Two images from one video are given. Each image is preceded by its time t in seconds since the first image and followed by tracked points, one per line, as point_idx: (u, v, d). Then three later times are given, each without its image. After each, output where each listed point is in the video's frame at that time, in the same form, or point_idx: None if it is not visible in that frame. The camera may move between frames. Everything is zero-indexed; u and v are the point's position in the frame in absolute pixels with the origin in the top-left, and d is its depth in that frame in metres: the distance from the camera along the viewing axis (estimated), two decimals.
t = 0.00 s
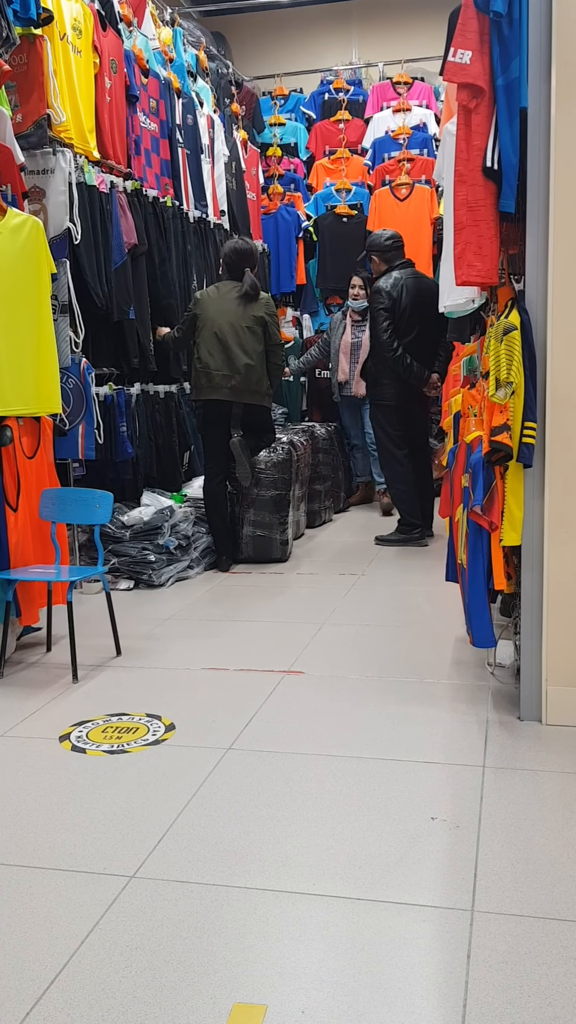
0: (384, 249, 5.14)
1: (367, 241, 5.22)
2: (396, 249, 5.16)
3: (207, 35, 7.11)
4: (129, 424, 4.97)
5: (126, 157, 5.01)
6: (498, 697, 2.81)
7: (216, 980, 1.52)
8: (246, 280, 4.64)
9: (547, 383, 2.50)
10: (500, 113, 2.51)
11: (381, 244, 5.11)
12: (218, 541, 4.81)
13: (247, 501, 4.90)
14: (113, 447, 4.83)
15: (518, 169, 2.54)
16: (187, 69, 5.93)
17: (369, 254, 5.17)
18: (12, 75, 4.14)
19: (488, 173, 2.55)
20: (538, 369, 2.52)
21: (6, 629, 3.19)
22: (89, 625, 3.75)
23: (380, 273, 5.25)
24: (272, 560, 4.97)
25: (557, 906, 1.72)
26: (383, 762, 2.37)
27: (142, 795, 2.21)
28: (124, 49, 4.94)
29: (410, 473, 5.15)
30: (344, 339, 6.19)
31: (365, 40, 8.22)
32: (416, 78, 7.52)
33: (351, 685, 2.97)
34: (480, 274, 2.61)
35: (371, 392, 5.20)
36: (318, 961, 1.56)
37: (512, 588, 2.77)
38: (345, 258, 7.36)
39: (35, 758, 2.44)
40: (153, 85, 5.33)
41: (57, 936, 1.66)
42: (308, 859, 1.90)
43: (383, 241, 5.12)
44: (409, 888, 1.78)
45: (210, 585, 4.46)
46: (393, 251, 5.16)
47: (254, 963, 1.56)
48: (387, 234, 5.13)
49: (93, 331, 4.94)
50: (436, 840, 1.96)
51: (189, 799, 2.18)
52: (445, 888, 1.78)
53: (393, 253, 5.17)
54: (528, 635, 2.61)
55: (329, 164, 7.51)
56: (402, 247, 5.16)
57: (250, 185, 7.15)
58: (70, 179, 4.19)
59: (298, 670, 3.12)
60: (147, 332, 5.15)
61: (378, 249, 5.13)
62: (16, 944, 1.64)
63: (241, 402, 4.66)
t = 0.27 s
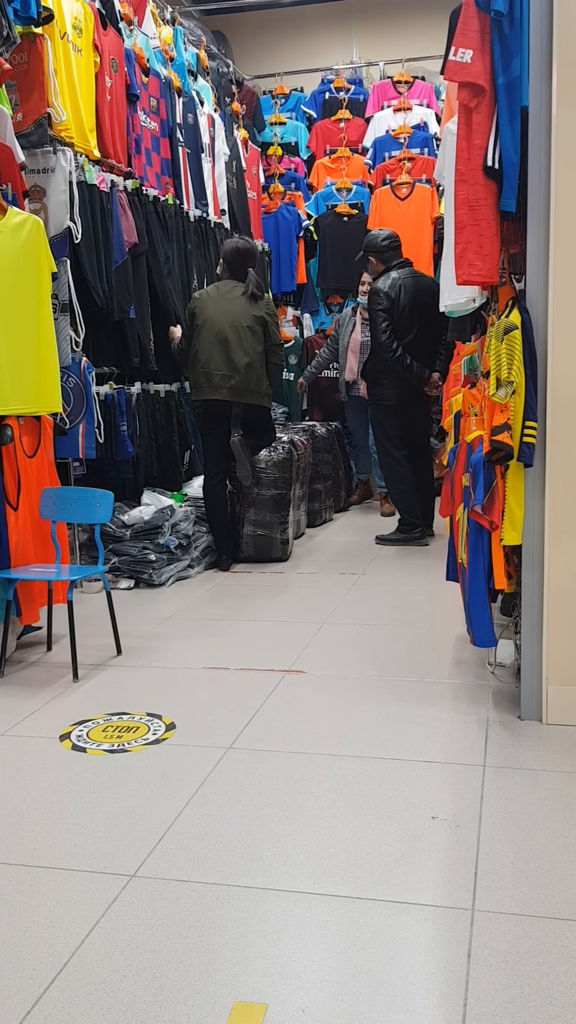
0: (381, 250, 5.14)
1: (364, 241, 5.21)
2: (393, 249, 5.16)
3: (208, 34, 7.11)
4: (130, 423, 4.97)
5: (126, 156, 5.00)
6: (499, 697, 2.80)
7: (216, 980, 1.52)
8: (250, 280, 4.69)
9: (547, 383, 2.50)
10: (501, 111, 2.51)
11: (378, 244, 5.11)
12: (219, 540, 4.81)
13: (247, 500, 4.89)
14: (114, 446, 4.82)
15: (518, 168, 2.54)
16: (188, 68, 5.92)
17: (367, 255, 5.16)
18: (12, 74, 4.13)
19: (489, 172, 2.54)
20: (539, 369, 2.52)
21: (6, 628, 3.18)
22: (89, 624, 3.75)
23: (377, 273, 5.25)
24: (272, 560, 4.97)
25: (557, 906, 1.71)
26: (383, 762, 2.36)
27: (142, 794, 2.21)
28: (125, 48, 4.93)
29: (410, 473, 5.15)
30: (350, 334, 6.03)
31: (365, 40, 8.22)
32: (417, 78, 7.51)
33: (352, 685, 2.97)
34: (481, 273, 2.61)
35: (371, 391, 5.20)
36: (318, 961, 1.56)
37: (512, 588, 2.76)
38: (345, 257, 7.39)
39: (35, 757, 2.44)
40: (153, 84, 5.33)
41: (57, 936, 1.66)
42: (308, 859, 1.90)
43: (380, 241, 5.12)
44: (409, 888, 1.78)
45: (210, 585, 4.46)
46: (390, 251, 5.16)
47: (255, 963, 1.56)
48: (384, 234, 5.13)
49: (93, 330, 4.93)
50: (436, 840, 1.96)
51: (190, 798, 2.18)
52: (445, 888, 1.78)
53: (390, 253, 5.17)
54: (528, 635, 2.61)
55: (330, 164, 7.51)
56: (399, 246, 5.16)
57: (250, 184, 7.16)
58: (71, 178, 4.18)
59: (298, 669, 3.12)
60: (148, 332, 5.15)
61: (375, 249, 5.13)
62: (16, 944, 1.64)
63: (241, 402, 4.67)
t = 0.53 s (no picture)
0: (378, 250, 5.15)
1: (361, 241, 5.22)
2: (391, 250, 5.16)
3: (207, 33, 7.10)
4: (129, 423, 4.96)
5: (125, 156, 5.00)
6: (498, 697, 2.80)
7: (214, 980, 1.52)
8: (249, 280, 4.69)
9: (546, 383, 2.50)
10: (500, 111, 2.51)
11: (375, 245, 5.12)
12: (218, 540, 4.81)
13: (246, 500, 4.89)
14: (113, 446, 4.82)
15: (518, 168, 2.54)
16: (187, 67, 5.91)
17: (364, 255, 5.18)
18: (11, 73, 4.13)
19: (488, 171, 2.54)
20: (538, 369, 2.53)
21: (5, 627, 3.18)
22: (88, 624, 3.75)
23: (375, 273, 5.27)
24: (271, 560, 4.97)
25: (556, 906, 1.71)
26: (382, 761, 2.37)
27: (141, 793, 2.21)
28: (124, 47, 4.93)
29: (409, 472, 5.14)
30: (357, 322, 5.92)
31: (365, 39, 8.21)
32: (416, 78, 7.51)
33: (350, 684, 2.96)
34: (480, 273, 2.60)
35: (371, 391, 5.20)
36: (316, 961, 1.56)
37: (511, 587, 2.77)
38: (345, 257, 7.39)
39: (33, 757, 2.43)
40: (152, 83, 5.33)
41: (56, 935, 1.66)
42: (307, 859, 1.89)
43: (377, 241, 5.13)
44: (407, 888, 1.78)
45: (209, 584, 4.46)
46: (387, 252, 5.17)
47: (254, 962, 1.56)
48: (381, 234, 5.14)
49: (92, 331, 4.89)
50: (435, 840, 1.96)
51: (188, 798, 2.18)
52: (443, 888, 1.78)
53: (388, 252, 5.18)
54: (528, 634, 2.61)
55: (329, 164, 7.52)
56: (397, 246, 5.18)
57: (249, 184, 7.15)
58: (70, 178, 4.18)
59: (297, 669, 3.12)
60: (146, 331, 5.14)
61: (373, 249, 5.14)
62: (15, 944, 1.64)
63: (240, 402, 4.68)
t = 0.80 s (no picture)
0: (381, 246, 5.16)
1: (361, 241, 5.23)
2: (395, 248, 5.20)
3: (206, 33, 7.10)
4: (128, 423, 4.96)
5: (124, 155, 5.00)
6: (497, 697, 2.80)
7: (213, 980, 1.52)
8: (247, 280, 4.69)
9: (546, 382, 2.50)
10: (499, 109, 2.51)
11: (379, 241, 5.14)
12: (217, 540, 4.81)
13: (245, 500, 4.89)
14: (112, 445, 4.82)
15: (516, 166, 2.54)
16: (186, 66, 5.90)
17: (367, 250, 5.19)
18: (9, 72, 4.13)
19: (486, 170, 2.54)
20: (537, 368, 2.53)
21: (4, 627, 3.18)
22: (87, 624, 3.75)
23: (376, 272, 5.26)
24: (270, 559, 4.97)
25: (556, 905, 1.71)
26: (381, 760, 2.37)
27: (141, 793, 2.21)
28: (123, 46, 4.93)
29: (409, 472, 5.14)
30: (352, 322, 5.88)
31: (363, 38, 8.21)
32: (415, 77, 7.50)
33: (350, 684, 2.96)
34: (479, 271, 2.60)
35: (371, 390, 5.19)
36: (315, 960, 1.56)
37: (511, 586, 2.79)
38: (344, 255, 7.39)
39: (33, 757, 2.43)
40: (151, 82, 5.33)
41: (55, 935, 1.66)
42: (306, 859, 1.89)
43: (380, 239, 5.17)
44: (407, 887, 1.78)
45: (208, 584, 4.46)
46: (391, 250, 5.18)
47: (253, 962, 1.56)
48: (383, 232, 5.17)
49: (90, 330, 4.88)
50: (434, 839, 1.95)
51: (188, 798, 2.18)
52: (443, 887, 1.78)
53: (388, 252, 5.19)
54: (527, 633, 2.61)
55: (327, 163, 7.52)
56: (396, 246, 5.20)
57: (248, 183, 7.14)
58: (68, 177, 4.18)
59: (297, 669, 3.11)
60: (144, 330, 5.15)
61: (375, 246, 5.16)
62: (14, 943, 1.64)
63: (240, 403, 4.67)
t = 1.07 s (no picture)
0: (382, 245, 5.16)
1: (361, 240, 5.23)
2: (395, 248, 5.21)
3: (205, 33, 7.09)
4: (127, 422, 4.95)
5: (123, 155, 5.00)
6: (495, 696, 2.80)
7: (212, 980, 1.52)
8: (243, 276, 4.68)
9: (545, 381, 2.50)
10: (497, 109, 2.50)
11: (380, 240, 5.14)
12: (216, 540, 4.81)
13: (244, 499, 4.88)
14: (111, 445, 4.81)
15: (515, 166, 2.54)
16: (184, 66, 5.90)
17: (368, 249, 5.20)
18: (8, 73, 4.13)
19: (485, 170, 2.54)
20: (535, 368, 2.53)
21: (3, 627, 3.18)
22: (86, 624, 3.75)
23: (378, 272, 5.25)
24: (269, 559, 4.97)
25: (554, 905, 1.71)
26: (380, 760, 2.37)
27: (139, 793, 2.21)
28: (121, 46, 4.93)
29: (408, 472, 5.15)
30: (337, 320, 5.74)
31: (362, 39, 8.21)
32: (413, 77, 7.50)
33: (348, 684, 2.96)
34: (477, 271, 2.60)
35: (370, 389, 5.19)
36: (314, 960, 1.56)
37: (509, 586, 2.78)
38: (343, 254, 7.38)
39: (32, 757, 2.43)
40: (149, 82, 5.33)
41: (54, 935, 1.66)
42: (305, 859, 1.89)
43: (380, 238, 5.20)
44: (405, 887, 1.78)
45: (207, 584, 4.45)
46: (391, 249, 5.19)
47: (252, 962, 1.56)
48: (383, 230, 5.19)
49: (90, 328, 4.89)
50: (433, 839, 1.95)
51: (187, 798, 2.18)
52: (442, 887, 1.78)
53: (389, 252, 5.20)
54: (526, 633, 2.61)
55: (326, 163, 7.49)
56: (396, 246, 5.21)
57: (247, 183, 7.15)
58: (67, 177, 4.18)
59: (296, 669, 3.11)
60: (143, 329, 5.15)
61: (376, 244, 5.17)
62: (13, 943, 1.64)
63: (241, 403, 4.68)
